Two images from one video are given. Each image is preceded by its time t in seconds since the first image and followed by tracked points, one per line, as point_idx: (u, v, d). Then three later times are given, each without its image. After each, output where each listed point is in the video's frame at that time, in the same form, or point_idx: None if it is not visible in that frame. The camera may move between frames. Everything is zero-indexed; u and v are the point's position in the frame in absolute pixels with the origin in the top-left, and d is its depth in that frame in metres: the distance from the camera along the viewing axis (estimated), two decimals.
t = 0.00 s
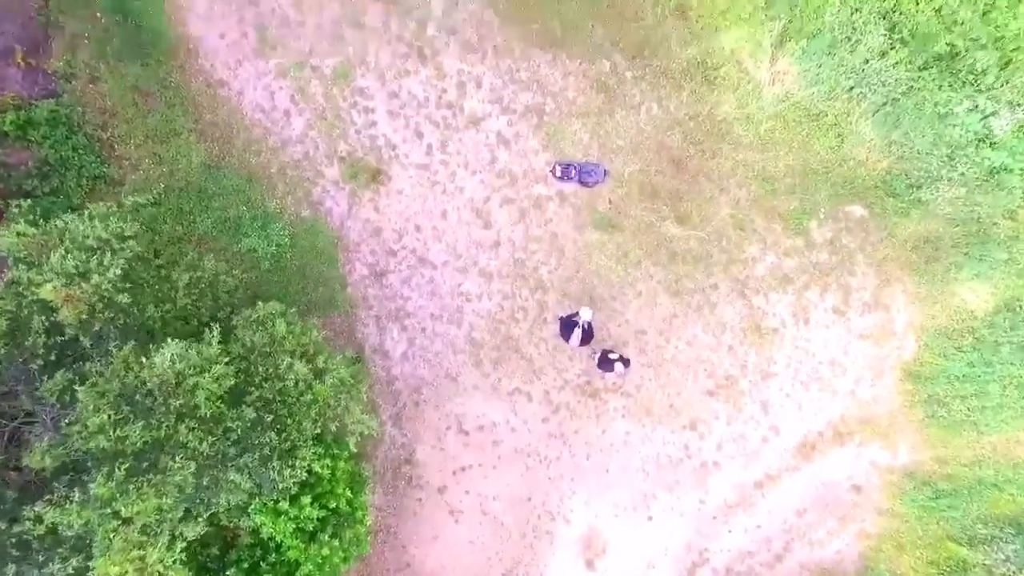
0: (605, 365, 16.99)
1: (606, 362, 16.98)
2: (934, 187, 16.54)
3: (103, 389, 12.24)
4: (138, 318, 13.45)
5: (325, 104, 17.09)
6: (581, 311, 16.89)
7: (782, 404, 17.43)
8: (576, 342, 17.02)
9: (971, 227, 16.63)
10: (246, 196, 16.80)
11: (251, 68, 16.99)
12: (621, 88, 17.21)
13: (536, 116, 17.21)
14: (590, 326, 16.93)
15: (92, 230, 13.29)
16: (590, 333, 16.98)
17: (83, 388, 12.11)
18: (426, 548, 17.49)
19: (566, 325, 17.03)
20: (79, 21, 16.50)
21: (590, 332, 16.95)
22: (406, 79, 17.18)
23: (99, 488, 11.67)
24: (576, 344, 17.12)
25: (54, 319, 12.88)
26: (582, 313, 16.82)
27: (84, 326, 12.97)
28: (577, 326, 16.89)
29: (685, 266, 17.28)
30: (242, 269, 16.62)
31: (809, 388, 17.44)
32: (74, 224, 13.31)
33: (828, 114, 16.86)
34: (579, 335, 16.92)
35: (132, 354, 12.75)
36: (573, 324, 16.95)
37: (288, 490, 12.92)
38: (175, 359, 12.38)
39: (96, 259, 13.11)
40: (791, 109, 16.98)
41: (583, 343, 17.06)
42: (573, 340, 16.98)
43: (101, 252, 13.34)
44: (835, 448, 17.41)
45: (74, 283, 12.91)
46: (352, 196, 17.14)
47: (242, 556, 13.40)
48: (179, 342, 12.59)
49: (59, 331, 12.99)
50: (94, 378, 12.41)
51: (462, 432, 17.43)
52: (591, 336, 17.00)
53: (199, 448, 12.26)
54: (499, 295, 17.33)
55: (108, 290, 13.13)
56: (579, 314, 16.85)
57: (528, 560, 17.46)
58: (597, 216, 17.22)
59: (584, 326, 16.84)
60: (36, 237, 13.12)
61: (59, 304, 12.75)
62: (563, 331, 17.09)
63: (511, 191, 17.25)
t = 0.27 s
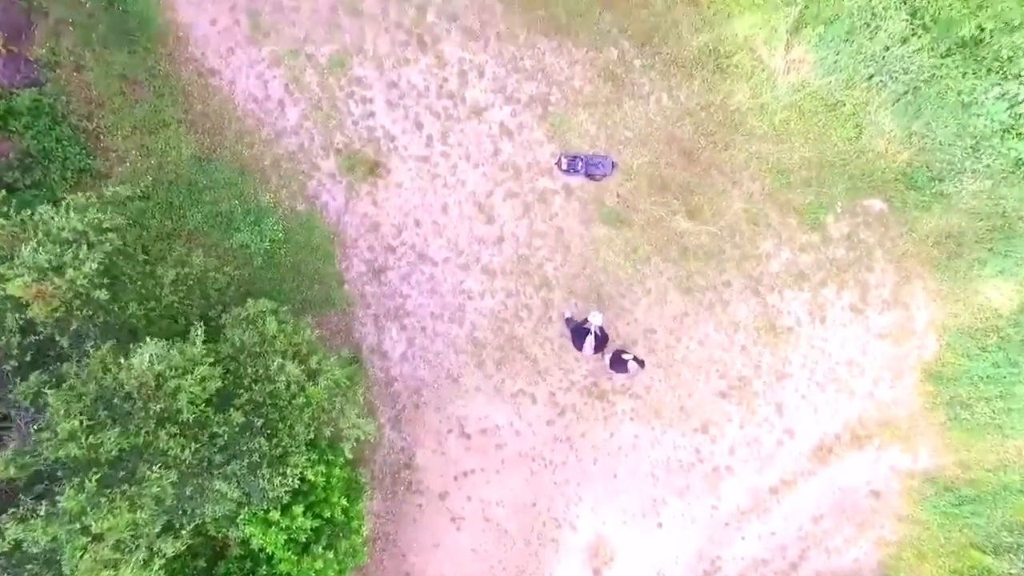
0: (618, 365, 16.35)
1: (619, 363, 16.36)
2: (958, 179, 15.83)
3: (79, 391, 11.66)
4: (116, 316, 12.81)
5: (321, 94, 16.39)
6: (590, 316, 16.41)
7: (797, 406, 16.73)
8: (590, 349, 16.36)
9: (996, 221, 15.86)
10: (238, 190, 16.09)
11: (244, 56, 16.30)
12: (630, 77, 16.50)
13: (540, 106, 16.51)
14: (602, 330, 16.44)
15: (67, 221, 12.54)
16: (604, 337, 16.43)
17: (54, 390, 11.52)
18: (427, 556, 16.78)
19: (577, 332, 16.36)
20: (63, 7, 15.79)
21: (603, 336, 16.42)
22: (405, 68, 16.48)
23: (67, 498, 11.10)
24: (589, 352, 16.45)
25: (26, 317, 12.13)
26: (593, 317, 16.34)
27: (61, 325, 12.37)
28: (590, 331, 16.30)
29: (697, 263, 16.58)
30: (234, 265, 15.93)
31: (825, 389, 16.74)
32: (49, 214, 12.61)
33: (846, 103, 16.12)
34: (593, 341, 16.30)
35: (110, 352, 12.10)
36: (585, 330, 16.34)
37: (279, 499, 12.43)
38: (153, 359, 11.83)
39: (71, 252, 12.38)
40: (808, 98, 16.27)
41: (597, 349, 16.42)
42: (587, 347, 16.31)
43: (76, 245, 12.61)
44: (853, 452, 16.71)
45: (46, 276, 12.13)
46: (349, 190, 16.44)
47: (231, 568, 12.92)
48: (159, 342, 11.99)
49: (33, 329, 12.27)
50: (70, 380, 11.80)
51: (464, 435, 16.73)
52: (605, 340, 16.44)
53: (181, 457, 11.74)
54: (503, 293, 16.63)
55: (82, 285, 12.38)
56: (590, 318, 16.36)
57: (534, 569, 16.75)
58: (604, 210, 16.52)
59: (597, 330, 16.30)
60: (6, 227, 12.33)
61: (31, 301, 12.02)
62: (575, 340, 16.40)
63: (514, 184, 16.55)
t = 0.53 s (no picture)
0: (633, 360, 15.57)
1: (634, 357, 15.58)
2: (983, 163, 15.13)
3: (52, 384, 11.05)
4: (94, 304, 12.15)
5: (317, 75, 15.69)
6: (598, 315, 15.56)
7: (815, 401, 16.02)
8: (603, 349, 15.57)
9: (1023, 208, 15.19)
10: (230, 175, 15.39)
11: (236, 36, 15.59)
12: (640, 58, 15.81)
13: (546, 88, 15.82)
14: (612, 327, 15.58)
15: (39, 201, 12.04)
16: (615, 334, 15.59)
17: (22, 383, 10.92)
18: (427, 558, 16.08)
19: (587, 334, 15.58)
20: None
21: (615, 332, 15.58)
22: (405, 48, 15.77)
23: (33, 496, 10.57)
24: (603, 352, 15.67)
25: None
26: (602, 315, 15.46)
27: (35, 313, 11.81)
28: (600, 331, 15.48)
29: (709, 252, 15.88)
30: (225, 255, 15.25)
31: (844, 384, 16.02)
32: (22, 195, 12.11)
33: (866, 85, 15.41)
34: (604, 340, 15.49)
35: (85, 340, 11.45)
36: (595, 330, 15.52)
37: (270, 499, 11.83)
38: (131, 347, 11.19)
39: (45, 231, 11.82)
40: (826, 80, 15.53)
41: (610, 348, 15.62)
42: (599, 348, 15.51)
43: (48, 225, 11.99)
44: (872, 450, 15.99)
45: (17, 259, 11.63)
46: (346, 176, 15.74)
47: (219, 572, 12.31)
48: (137, 329, 11.36)
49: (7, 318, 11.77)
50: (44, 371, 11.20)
51: (467, 432, 16.03)
52: (617, 337, 15.61)
53: (158, 453, 11.05)
54: (507, 284, 15.93)
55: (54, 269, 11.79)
56: (598, 317, 15.51)
57: (540, 572, 16.06)
58: (613, 197, 15.82)
59: (607, 328, 15.47)
60: None
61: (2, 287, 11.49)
62: (587, 342, 15.61)
63: (519, 170, 15.85)
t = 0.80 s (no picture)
0: (649, 359, 14.91)
1: (649, 356, 14.91)
2: (1012, 149, 14.39)
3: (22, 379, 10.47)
4: (70, 294, 11.46)
5: (312, 58, 14.98)
6: (603, 316, 14.80)
7: (833, 400, 15.31)
8: (616, 352, 14.90)
9: None
10: (221, 162, 14.68)
11: (228, 17, 14.88)
12: (650, 40, 15.10)
13: (552, 72, 15.12)
14: (620, 326, 14.78)
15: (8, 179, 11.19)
16: (624, 333, 14.81)
17: None
18: (428, 564, 15.36)
19: (597, 340, 14.92)
20: None
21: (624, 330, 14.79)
22: (405, 30, 15.06)
23: None
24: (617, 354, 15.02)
25: None
26: (607, 316, 14.69)
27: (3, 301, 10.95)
28: (608, 333, 14.76)
29: (724, 243, 15.17)
30: (215, 245, 14.54)
31: (863, 382, 15.31)
32: None
33: (888, 67, 14.72)
34: (614, 342, 14.80)
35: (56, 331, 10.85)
36: (602, 334, 14.83)
37: (259, 504, 11.31)
38: (103, 339, 10.57)
39: (12, 214, 11.06)
40: (845, 62, 14.85)
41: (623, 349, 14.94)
42: (611, 352, 14.86)
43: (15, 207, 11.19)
44: (894, 450, 15.27)
45: None
46: (343, 163, 15.03)
47: None
48: (111, 319, 10.75)
49: None
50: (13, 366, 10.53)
51: (470, 432, 15.32)
52: (627, 336, 14.83)
53: (134, 453, 10.58)
54: (511, 276, 15.22)
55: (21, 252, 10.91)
56: (604, 319, 14.75)
57: None
58: (622, 185, 15.12)
59: (613, 329, 14.70)
60: None
61: None
62: (598, 348, 14.97)
63: (524, 157, 15.16)
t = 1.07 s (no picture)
0: (667, 364, 13.95)
1: (666, 361, 13.95)
2: None
3: None
4: (33, 287, 10.75)
5: (304, 41, 14.16)
6: (612, 323, 14.17)
7: (855, 402, 14.47)
8: (630, 359, 14.10)
9: None
10: (208, 150, 13.84)
11: None
12: (663, 21, 14.27)
13: (558, 55, 14.30)
14: (629, 332, 14.15)
15: None
16: (636, 338, 14.14)
17: None
18: None
19: (608, 349, 14.10)
20: None
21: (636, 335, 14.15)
22: (403, 11, 14.25)
23: None
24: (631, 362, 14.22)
25: None
26: (615, 322, 14.09)
27: None
28: (619, 340, 14.03)
29: (740, 236, 14.35)
30: (201, 239, 13.73)
31: (888, 382, 14.47)
32: None
33: (914, 49, 13.94)
34: (626, 349, 14.04)
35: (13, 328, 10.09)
36: (613, 342, 14.06)
37: (241, 519, 10.76)
38: (56, 338, 9.72)
39: None
40: (869, 45, 14.05)
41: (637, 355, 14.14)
42: (625, 359, 14.05)
43: None
44: (920, 455, 14.43)
45: None
46: (337, 152, 14.22)
47: None
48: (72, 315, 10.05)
49: None
50: None
51: (471, 436, 14.50)
52: (638, 341, 14.16)
53: (93, 466, 9.96)
54: (515, 271, 14.41)
55: None
56: (612, 325, 14.11)
57: None
58: (632, 175, 14.30)
59: (624, 335, 14.04)
60: None
61: None
62: (610, 358, 14.12)
63: (528, 146, 14.35)
